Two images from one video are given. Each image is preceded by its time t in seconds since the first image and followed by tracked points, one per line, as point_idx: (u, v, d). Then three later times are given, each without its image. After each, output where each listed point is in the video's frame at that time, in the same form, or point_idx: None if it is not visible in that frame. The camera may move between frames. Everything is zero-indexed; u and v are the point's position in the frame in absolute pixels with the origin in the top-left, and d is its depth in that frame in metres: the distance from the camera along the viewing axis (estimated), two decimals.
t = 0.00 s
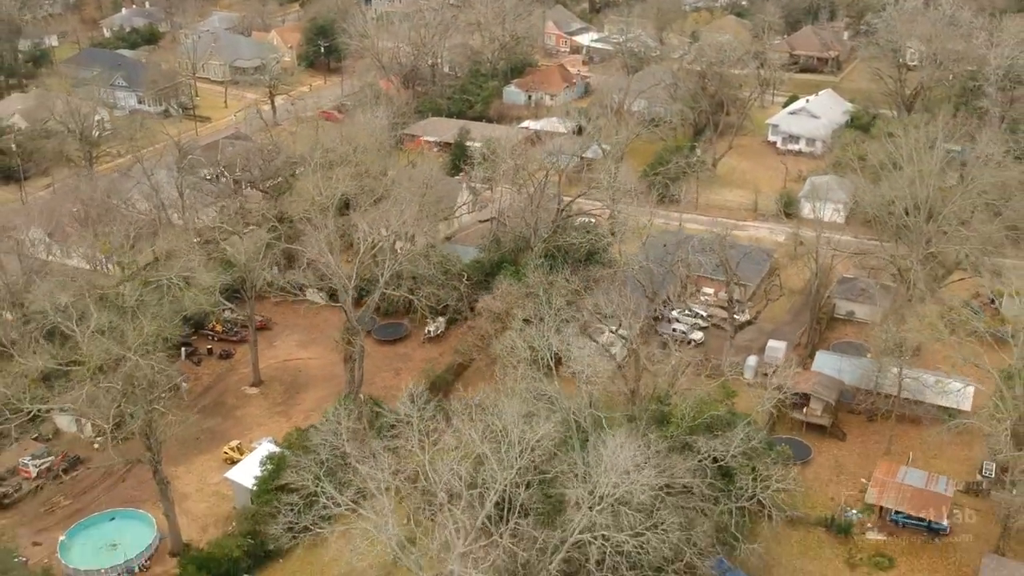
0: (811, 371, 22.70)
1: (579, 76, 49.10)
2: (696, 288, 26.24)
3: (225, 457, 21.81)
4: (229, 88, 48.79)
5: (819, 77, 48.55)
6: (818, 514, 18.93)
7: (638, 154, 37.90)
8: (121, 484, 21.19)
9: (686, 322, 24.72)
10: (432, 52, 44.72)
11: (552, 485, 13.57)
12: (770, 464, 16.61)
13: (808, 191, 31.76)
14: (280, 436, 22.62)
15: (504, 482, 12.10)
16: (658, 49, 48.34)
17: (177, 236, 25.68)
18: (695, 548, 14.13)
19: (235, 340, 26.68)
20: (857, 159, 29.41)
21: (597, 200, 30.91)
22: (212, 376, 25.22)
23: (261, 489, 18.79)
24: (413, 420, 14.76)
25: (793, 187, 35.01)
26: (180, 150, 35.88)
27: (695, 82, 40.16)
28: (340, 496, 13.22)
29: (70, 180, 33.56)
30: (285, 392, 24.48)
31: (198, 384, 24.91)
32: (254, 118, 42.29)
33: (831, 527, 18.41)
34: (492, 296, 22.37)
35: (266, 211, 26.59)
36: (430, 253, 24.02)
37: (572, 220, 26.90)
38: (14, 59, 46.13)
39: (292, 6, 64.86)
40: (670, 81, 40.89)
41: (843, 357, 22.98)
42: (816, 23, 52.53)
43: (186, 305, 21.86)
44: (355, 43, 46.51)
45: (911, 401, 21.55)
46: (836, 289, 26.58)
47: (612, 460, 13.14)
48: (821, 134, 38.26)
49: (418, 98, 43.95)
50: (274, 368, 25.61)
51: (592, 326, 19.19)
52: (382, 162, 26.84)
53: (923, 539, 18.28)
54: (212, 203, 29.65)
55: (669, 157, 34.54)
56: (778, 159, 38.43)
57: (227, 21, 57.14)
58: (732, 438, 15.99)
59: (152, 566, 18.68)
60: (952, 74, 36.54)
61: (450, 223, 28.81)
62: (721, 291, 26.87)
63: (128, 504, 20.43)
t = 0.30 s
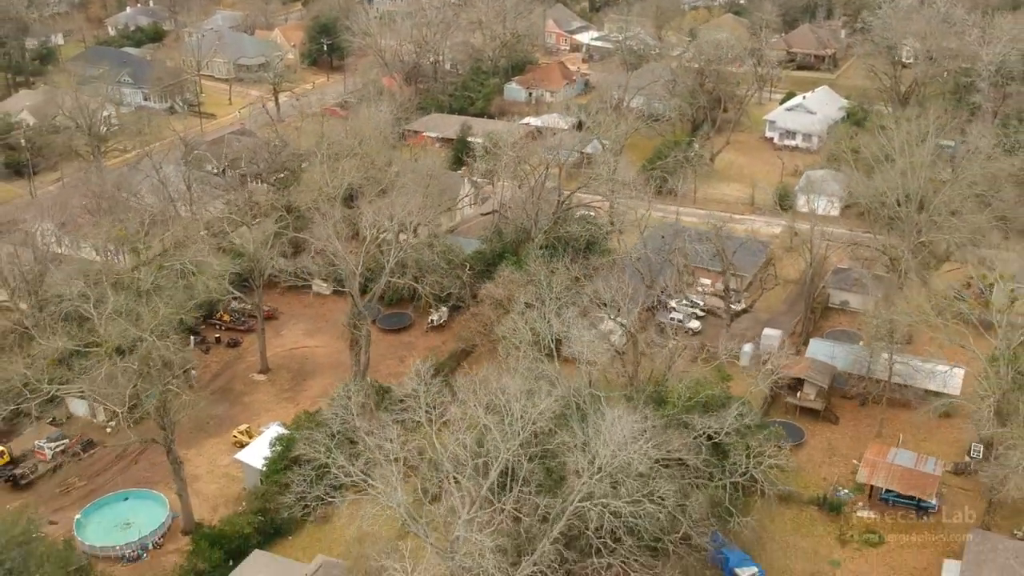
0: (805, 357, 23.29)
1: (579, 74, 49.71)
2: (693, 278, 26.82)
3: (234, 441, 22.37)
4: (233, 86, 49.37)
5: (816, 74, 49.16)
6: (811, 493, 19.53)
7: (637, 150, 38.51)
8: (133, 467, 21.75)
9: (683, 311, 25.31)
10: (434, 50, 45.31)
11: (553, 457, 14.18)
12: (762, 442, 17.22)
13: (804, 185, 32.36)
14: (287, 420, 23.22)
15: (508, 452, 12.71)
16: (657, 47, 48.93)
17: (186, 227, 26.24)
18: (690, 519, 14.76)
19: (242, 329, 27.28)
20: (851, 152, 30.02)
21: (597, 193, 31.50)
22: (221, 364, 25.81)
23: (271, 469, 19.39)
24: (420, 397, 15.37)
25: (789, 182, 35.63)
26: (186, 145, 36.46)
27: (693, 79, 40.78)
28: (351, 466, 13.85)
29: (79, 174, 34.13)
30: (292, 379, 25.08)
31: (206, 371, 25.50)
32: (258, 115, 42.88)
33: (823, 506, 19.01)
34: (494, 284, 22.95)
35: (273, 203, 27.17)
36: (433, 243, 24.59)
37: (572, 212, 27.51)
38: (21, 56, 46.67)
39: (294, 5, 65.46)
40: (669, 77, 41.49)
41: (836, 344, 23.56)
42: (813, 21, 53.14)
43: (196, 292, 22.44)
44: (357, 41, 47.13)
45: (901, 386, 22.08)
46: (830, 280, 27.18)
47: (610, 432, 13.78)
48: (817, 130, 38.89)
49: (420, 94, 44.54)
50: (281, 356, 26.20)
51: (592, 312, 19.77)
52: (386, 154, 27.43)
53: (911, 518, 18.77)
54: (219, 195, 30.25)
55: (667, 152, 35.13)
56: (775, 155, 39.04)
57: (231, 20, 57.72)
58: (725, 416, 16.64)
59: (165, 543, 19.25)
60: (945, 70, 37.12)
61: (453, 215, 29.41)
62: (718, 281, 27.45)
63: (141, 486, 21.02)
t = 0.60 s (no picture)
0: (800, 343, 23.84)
1: (579, 72, 50.32)
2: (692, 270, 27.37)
3: (243, 427, 22.89)
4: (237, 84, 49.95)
5: (814, 71, 49.74)
6: (805, 476, 20.08)
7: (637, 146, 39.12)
8: (143, 452, 22.26)
9: (682, 302, 25.81)
10: (436, 48, 45.90)
11: (555, 434, 14.74)
12: (757, 423, 17.77)
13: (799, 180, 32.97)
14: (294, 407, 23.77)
15: (511, 426, 13.27)
16: (656, 44, 49.49)
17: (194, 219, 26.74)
18: (686, 495, 15.32)
19: (248, 320, 27.82)
20: (846, 147, 30.58)
21: (597, 187, 32.04)
22: (228, 353, 26.36)
23: (279, 452, 19.93)
24: (425, 378, 15.91)
25: (786, 176, 36.20)
26: (192, 141, 37.04)
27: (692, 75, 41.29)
28: (360, 442, 14.39)
29: (87, 168, 34.67)
30: (298, 368, 25.65)
31: (214, 361, 26.04)
32: (262, 112, 43.45)
33: (816, 488, 19.58)
34: (497, 272, 23.49)
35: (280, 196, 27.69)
36: (437, 234, 25.15)
37: (572, 205, 28.08)
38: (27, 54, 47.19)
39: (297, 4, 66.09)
40: (668, 74, 42.09)
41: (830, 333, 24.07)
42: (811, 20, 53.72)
43: (205, 281, 22.99)
44: (360, 40, 47.74)
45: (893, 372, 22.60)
46: (825, 271, 27.74)
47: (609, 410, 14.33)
48: (814, 126, 39.39)
49: (423, 91, 45.11)
50: (287, 346, 26.71)
51: (593, 299, 20.28)
52: (391, 148, 27.98)
53: (901, 500, 19.39)
54: (225, 189, 30.80)
55: (666, 147, 35.73)
56: (772, 151, 39.66)
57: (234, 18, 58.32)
58: (720, 398, 17.20)
59: (176, 525, 19.79)
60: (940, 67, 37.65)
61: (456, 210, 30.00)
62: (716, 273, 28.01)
63: (152, 470, 21.56)
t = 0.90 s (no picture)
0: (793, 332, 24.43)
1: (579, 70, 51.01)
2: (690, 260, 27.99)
3: (251, 412, 23.39)
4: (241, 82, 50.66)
5: (811, 69, 50.42)
6: (798, 458, 20.69)
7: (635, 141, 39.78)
8: (155, 436, 22.84)
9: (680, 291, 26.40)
10: (438, 45, 46.56)
11: (555, 411, 15.35)
12: (751, 404, 18.38)
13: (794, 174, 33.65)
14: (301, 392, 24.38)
15: (514, 401, 13.87)
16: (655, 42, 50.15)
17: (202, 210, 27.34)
18: (682, 469, 15.94)
19: (255, 310, 28.43)
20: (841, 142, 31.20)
21: (596, 181, 32.66)
22: (236, 342, 26.96)
23: (288, 434, 20.53)
24: (431, 358, 16.52)
25: (783, 171, 36.85)
26: (199, 136, 37.70)
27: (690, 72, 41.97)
28: (369, 419, 14.98)
29: (96, 162, 35.33)
30: (305, 356, 26.26)
31: (222, 349, 26.62)
32: (267, 108, 44.11)
33: (809, 469, 20.17)
34: (500, 261, 24.11)
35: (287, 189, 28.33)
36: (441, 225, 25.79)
37: (572, 198, 28.72)
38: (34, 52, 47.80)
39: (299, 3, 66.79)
40: (666, 71, 42.75)
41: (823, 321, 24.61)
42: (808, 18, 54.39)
43: (215, 270, 23.58)
44: (363, 37, 48.42)
45: (883, 357, 23.18)
46: (821, 262, 28.35)
47: (607, 387, 14.92)
48: (809, 122, 40.14)
49: (425, 87, 45.78)
50: (294, 334, 27.32)
51: (592, 285, 20.87)
52: (395, 141, 28.62)
53: (892, 480, 19.98)
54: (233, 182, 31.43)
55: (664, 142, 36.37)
56: (769, 146, 40.34)
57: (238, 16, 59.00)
58: (715, 380, 17.81)
59: (190, 504, 20.31)
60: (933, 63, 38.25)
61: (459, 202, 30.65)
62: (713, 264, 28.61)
63: (163, 453, 22.13)
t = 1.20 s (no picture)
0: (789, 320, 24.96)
1: (578, 67, 51.64)
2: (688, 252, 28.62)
3: (259, 398, 24.08)
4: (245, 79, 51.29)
5: (808, 66, 51.11)
6: (791, 441, 21.30)
7: (635, 137, 40.45)
8: (166, 420, 23.42)
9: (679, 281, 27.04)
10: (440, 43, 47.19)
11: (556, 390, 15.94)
12: (745, 386, 18.98)
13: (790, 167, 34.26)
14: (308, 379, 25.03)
15: (516, 378, 14.46)
16: (654, 40, 50.79)
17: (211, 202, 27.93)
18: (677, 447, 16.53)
19: (262, 300, 29.08)
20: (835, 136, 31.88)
21: (596, 175, 33.25)
22: (243, 331, 27.58)
23: (296, 418, 21.16)
24: (437, 340, 17.13)
25: (780, 165, 37.49)
26: (205, 132, 38.30)
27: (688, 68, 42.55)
28: (376, 397, 15.58)
29: (104, 157, 35.93)
30: (311, 344, 26.90)
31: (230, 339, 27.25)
32: (271, 104, 44.74)
33: (802, 451, 20.79)
34: (502, 250, 24.76)
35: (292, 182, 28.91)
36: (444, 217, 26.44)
37: (572, 190, 29.35)
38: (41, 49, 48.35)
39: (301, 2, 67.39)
40: (665, 68, 43.37)
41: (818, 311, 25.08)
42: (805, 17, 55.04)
43: (224, 261, 24.19)
44: (366, 35, 49.05)
45: (876, 346, 23.60)
46: (816, 254, 28.98)
47: (606, 365, 15.51)
48: (805, 118, 40.80)
49: (428, 84, 46.40)
50: (300, 324, 27.97)
51: (592, 273, 21.45)
52: (399, 135, 29.23)
53: (882, 461, 20.60)
54: (239, 175, 32.02)
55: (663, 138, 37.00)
56: (767, 142, 40.99)
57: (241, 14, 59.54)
58: (710, 362, 18.43)
59: (200, 485, 20.94)
60: (927, 60, 38.94)
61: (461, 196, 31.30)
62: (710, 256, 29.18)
63: (174, 437, 22.75)
